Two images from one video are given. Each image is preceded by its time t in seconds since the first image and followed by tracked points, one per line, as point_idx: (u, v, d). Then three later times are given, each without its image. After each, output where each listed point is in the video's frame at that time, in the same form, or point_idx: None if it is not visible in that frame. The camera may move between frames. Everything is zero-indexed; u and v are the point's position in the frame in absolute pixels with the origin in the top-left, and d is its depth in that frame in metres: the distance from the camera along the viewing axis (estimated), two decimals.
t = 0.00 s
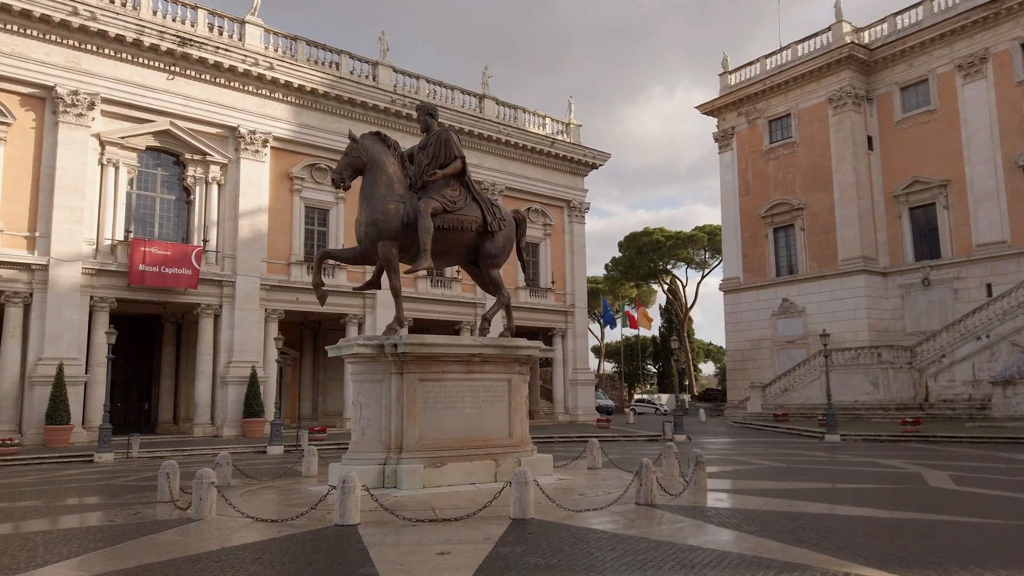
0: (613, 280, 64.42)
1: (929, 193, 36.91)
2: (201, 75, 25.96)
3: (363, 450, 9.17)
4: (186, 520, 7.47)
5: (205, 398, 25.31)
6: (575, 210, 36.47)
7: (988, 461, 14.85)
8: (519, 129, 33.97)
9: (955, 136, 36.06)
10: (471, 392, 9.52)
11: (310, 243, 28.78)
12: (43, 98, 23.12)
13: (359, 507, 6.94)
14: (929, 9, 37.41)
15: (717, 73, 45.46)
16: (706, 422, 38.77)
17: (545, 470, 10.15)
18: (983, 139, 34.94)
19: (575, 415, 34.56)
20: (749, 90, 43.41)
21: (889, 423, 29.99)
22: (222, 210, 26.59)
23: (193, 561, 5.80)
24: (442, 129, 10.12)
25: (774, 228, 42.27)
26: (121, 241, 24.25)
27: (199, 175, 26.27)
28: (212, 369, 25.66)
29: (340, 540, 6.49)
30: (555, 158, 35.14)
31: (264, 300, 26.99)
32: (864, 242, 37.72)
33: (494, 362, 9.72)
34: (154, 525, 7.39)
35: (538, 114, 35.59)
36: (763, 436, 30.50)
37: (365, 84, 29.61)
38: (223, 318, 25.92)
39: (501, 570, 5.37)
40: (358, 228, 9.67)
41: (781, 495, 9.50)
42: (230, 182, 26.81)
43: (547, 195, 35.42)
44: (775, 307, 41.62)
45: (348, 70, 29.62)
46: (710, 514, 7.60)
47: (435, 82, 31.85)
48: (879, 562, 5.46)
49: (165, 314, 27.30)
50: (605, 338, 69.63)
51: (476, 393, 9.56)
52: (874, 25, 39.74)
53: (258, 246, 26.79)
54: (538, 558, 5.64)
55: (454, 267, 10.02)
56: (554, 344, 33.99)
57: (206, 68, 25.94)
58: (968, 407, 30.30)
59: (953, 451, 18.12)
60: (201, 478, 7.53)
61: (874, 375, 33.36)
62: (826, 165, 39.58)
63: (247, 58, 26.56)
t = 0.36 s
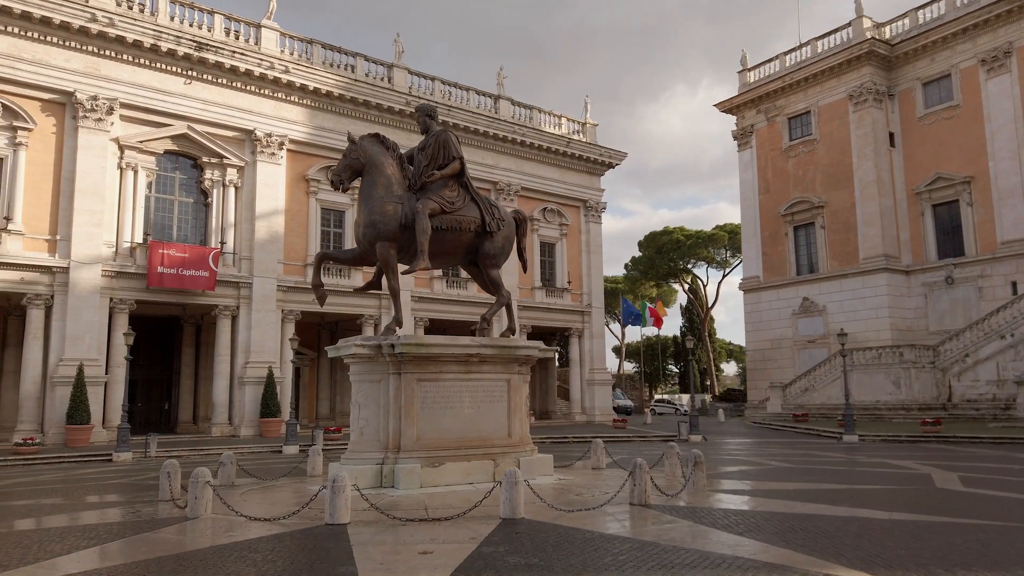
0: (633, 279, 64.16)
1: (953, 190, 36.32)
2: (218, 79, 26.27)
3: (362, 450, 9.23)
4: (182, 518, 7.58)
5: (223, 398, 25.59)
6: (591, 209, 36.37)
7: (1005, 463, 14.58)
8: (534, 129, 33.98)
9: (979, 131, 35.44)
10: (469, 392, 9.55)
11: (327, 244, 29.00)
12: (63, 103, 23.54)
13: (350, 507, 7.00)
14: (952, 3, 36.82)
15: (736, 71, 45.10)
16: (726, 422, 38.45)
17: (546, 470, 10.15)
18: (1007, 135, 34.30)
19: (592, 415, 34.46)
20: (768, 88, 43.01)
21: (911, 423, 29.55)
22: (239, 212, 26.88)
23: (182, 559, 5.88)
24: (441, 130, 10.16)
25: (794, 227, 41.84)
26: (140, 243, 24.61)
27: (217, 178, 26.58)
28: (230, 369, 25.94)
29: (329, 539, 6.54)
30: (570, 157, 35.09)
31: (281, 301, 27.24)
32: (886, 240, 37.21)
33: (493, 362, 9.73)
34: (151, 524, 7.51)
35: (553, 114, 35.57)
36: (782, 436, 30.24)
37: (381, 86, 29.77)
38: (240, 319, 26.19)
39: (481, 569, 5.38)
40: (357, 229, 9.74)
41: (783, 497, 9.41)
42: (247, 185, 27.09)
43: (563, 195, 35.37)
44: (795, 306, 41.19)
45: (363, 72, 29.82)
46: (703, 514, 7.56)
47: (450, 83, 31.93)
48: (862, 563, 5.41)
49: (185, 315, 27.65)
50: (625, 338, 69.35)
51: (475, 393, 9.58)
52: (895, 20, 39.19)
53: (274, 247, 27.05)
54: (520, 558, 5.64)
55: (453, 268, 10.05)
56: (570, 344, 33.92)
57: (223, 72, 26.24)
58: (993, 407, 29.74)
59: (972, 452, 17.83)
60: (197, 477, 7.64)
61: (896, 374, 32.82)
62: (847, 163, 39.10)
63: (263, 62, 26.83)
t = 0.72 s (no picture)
0: (657, 279, 63.81)
1: (982, 186, 35.58)
2: (238, 82, 26.57)
3: (366, 449, 9.28)
4: (184, 516, 7.69)
5: (244, 398, 25.89)
6: (611, 208, 36.20)
7: None
8: (553, 129, 33.94)
9: (1009, 126, 34.67)
10: (472, 392, 9.54)
11: (346, 245, 29.20)
12: (87, 108, 23.97)
13: (345, 506, 7.03)
14: None
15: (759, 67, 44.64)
16: (750, 423, 38.04)
17: (550, 470, 10.12)
18: None
19: (613, 415, 34.32)
20: (791, 84, 42.50)
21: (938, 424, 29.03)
22: (259, 214, 27.17)
23: (175, 556, 5.96)
24: (445, 130, 10.16)
25: (819, 225, 41.29)
26: (163, 245, 24.99)
27: (237, 180, 26.89)
28: (251, 369, 26.23)
29: (322, 538, 6.57)
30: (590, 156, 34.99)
31: (301, 302, 27.48)
32: (913, 237, 36.58)
33: (497, 362, 9.72)
34: (153, 522, 7.63)
35: (572, 113, 35.50)
36: (806, 437, 29.87)
37: (399, 88, 29.91)
38: (261, 320, 26.48)
39: (466, 570, 5.37)
40: (360, 230, 9.80)
41: (789, 499, 9.28)
42: (267, 187, 27.37)
43: (583, 194, 35.26)
44: (820, 305, 40.66)
45: (382, 74, 30.00)
46: (702, 515, 7.49)
47: (469, 83, 31.97)
48: (852, 566, 5.31)
49: (208, 316, 28.00)
50: (650, 338, 68.98)
51: (478, 393, 9.57)
52: (921, 14, 38.53)
53: (294, 248, 27.29)
54: (505, 557, 5.61)
55: (457, 268, 10.06)
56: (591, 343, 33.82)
57: (243, 75, 26.53)
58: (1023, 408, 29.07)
59: (996, 454, 17.49)
60: (198, 475, 7.75)
61: (923, 374, 32.18)
62: (873, 159, 38.50)
63: (283, 65, 27.08)
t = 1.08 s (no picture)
0: (678, 278, 63.44)
1: (1008, 181, 34.90)
2: (256, 85, 26.85)
3: (366, 449, 9.34)
4: (183, 515, 7.81)
5: (262, 397, 26.16)
6: (629, 207, 36.04)
7: None
8: (570, 128, 33.87)
9: None
10: (472, 391, 9.56)
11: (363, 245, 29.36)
12: (107, 112, 24.36)
13: (338, 505, 7.09)
14: None
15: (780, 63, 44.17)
16: (771, 423, 37.64)
17: (551, 470, 10.12)
18: None
19: (632, 414, 34.18)
20: (813, 80, 41.98)
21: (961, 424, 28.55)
22: (277, 215, 27.43)
23: (166, 553, 6.06)
24: (446, 131, 10.18)
25: (841, 222, 40.76)
26: (182, 247, 25.33)
27: (255, 182, 27.18)
28: (269, 369, 26.49)
29: (313, 536, 6.63)
30: (607, 155, 34.87)
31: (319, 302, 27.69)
32: (937, 234, 35.98)
33: (497, 362, 9.72)
34: (153, 520, 7.75)
35: (589, 112, 35.40)
36: (826, 437, 29.51)
37: (415, 88, 30.00)
38: (278, 320, 26.73)
39: (448, 569, 5.40)
40: (361, 230, 9.84)
41: (792, 500, 9.20)
42: (285, 188, 27.63)
43: (600, 193, 35.14)
44: (843, 303, 40.14)
45: (398, 74, 30.13)
46: (697, 516, 7.45)
47: (485, 83, 31.99)
48: (838, 569, 5.25)
49: (227, 316, 28.32)
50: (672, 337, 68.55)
51: (478, 392, 9.59)
52: (945, 7, 37.89)
53: (311, 249, 27.52)
54: (489, 557, 5.62)
55: (458, 267, 10.08)
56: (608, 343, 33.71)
57: (260, 78, 26.80)
58: None
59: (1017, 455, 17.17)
60: (197, 474, 7.87)
61: (947, 373, 31.61)
62: (895, 155, 37.93)
63: (299, 67, 27.30)
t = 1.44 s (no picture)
0: (696, 277, 63.09)
1: None
2: (269, 87, 27.10)
3: (364, 448, 9.42)
4: (179, 512, 7.92)
5: (276, 396, 26.37)
6: (643, 206, 35.91)
7: None
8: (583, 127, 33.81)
9: None
10: (470, 391, 9.59)
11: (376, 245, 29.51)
12: (123, 116, 24.70)
13: (328, 504, 7.15)
14: None
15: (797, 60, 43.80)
16: (788, 423, 37.31)
17: (550, 469, 10.13)
18: None
19: (646, 415, 34.03)
20: (830, 76, 41.55)
21: (981, 424, 28.13)
22: (290, 217, 27.64)
23: (155, 549, 6.15)
24: (444, 131, 10.23)
25: (859, 220, 40.31)
26: (197, 248, 25.61)
27: (269, 184, 27.43)
28: (283, 369, 26.70)
29: (301, 534, 6.68)
30: (621, 154, 34.78)
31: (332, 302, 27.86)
32: (957, 231, 35.49)
33: (495, 361, 9.74)
34: (150, 517, 7.87)
35: (603, 111, 35.34)
36: (843, 438, 29.18)
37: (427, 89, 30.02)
38: (292, 320, 26.95)
39: (428, 567, 5.43)
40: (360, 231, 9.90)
41: (791, 501, 9.13)
42: (298, 190, 27.85)
43: (614, 192, 35.05)
44: (861, 302, 39.69)
45: (410, 75, 30.25)
46: (689, 516, 7.43)
47: (497, 84, 32.01)
48: (819, 570, 5.21)
49: (243, 317, 28.60)
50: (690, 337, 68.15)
51: (476, 392, 9.61)
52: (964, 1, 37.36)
53: (325, 250, 27.71)
54: (470, 556, 5.64)
55: (456, 267, 10.12)
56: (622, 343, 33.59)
57: (273, 80, 27.04)
58: None
59: None
60: (193, 473, 7.99)
61: (967, 373, 31.14)
62: (914, 152, 37.47)
63: (312, 69, 27.48)
